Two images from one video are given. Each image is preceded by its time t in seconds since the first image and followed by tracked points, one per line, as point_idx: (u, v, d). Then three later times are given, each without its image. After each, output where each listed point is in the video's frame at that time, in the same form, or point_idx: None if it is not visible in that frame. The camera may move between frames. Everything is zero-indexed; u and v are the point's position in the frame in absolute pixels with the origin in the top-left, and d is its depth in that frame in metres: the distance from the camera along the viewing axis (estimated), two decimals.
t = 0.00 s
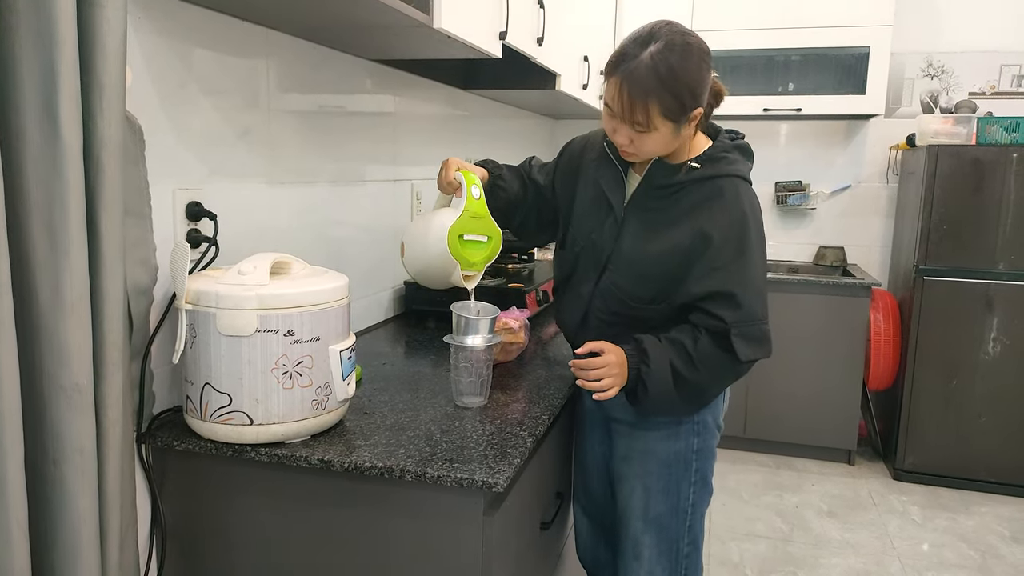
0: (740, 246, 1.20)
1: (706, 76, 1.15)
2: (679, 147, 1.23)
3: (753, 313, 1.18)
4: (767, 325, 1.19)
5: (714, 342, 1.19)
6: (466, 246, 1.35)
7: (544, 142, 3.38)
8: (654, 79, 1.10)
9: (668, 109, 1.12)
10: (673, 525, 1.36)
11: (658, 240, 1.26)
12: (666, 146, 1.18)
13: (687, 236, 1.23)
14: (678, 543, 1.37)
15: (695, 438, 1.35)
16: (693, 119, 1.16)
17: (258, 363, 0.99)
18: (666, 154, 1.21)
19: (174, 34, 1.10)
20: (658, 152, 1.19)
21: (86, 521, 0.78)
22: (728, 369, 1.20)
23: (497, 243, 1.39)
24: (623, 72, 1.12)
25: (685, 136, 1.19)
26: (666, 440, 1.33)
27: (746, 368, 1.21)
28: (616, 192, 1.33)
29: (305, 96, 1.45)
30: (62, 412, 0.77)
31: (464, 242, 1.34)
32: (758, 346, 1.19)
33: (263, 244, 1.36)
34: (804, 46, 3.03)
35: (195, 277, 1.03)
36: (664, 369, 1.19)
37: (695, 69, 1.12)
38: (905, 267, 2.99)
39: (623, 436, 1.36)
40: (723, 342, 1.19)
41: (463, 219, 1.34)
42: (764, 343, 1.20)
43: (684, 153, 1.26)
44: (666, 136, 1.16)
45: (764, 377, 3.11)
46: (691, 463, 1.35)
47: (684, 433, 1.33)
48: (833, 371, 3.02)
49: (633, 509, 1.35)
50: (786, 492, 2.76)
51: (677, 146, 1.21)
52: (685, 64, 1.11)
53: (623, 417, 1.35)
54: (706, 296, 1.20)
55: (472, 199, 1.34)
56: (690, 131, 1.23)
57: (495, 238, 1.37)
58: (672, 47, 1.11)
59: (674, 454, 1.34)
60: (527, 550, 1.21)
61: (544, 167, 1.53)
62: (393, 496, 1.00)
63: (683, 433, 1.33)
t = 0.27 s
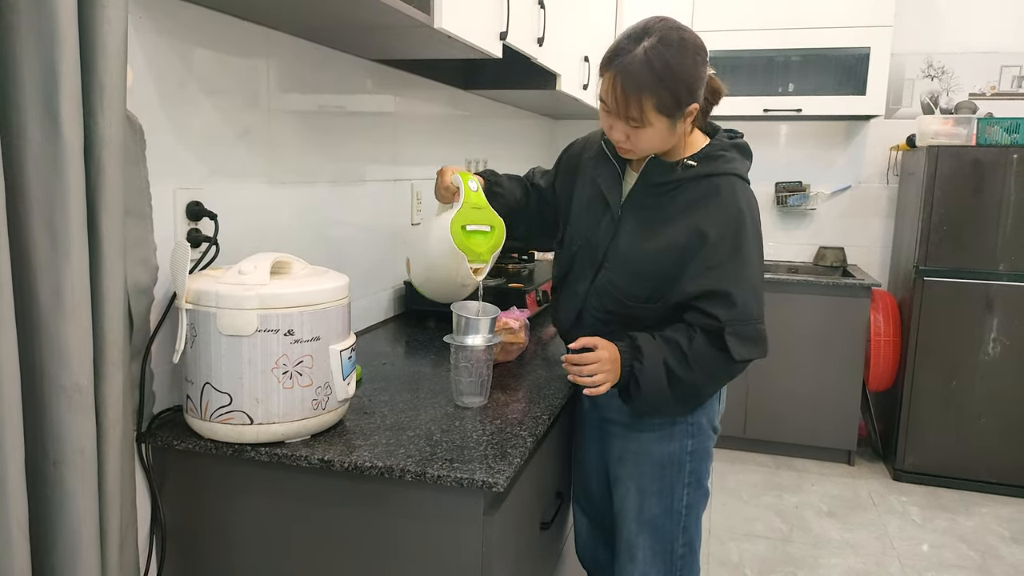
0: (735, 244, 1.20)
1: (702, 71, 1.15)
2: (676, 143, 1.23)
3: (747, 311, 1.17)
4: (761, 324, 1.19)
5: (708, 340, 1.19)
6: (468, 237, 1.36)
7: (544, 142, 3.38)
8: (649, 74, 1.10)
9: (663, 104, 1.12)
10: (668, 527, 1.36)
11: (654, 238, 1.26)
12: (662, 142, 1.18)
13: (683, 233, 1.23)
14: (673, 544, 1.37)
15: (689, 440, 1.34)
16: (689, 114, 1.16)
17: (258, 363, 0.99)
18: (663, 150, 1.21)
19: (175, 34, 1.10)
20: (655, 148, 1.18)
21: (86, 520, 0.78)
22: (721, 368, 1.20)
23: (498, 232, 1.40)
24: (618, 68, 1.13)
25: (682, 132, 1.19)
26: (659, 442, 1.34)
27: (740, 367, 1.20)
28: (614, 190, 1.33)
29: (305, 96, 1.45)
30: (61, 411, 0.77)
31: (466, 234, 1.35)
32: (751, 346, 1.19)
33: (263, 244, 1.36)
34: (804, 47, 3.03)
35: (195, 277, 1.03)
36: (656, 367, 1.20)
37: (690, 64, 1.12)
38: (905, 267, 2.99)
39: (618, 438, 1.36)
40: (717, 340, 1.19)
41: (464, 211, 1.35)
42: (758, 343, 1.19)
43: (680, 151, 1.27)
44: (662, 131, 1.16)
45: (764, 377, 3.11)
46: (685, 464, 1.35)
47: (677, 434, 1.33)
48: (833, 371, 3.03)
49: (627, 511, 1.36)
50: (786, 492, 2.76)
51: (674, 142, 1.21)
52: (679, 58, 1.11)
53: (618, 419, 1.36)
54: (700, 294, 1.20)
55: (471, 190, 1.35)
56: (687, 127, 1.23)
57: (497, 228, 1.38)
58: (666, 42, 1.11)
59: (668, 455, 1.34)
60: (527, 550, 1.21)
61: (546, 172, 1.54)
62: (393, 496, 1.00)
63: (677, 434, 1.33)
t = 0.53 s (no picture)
0: (723, 238, 1.18)
1: (690, 65, 1.15)
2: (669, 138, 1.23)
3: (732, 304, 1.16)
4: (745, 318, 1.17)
5: (691, 331, 1.18)
6: (459, 229, 1.59)
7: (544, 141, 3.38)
8: (637, 67, 1.10)
9: (651, 97, 1.12)
10: (663, 527, 1.36)
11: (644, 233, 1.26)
12: (653, 136, 1.18)
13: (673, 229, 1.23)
14: (668, 544, 1.37)
15: (684, 439, 1.34)
16: (679, 108, 1.16)
17: (258, 362, 0.99)
18: (655, 145, 1.21)
19: (175, 33, 1.10)
20: (646, 142, 1.18)
21: (86, 519, 0.78)
22: (705, 362, 1.18)
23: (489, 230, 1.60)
24: (605, 62, 1.13)
25: (673, 126, 1.19)
26: (653, 442, 1.34)
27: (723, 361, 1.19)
28: (606, 188, 1.36)
29: (305, 95, 1.45)
30: (62, 410, 0.77)
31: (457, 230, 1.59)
32: (735, 340, 1.17)
33: (263, 243, 1.36)
34: (805, 47, 3.03)
35: (195, 276, 1.03)
36: (637, 356, 1.18)
37: (677, 57, 1.12)
38: (905, 267, 2.99)
39: (613, 438, 1.37)
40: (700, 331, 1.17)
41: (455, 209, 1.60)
42: (743, 337, 1.17)
43: (670, 149, 1.28)
44: (652, 125, 1.16)
45: (764, 377, 3.11)
46: (680, 464, 1.35)
47: (671, 434, 1.34)
48: (833, 371, 3.03)
49: (622, 511, 1.36)
50: (786, 492, 2.77)
51: (666, 136, 1.21)
52: (666, 51, 1.11)
53: (613, 419, 1.36)
54: (687, 287, 1.19)
55: (461, 194, 1.61)
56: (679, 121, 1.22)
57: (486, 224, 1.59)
58: (653, 35, 1.11)
59: (662, 455, 1.34)
60: (527, 550, 1.21)
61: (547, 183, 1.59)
62: (392, 495, 1.00)
63: (671, 434, 1.34)
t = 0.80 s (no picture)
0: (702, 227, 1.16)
1: (675, 59, 1.15)
2: (661, 134, 1.22)
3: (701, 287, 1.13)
4: (717, 307, 1.13)
5: (660, 312, 1.16)
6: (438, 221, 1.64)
7: (545, 142, 3.38)
8: (620, 62, 1.11)
9: (635, 91, 1.12)
10: (661, 526, 1.36)
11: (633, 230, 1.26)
12: (642, 131, 1.17)
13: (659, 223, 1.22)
14: (666, 543, 1.36)
15: (681, 439, 1.34)
16: (666, 102, 1.15)
17: (259, 362, 0.99)
18: (646, 141, 1.21)
19: (176, 33, 1.10)
20: (636, 138, 1.18)
21: (87, 517, 0.79)
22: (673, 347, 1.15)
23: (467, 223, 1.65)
24: (589, 58, 1.14)
25: (662, 121, 1.18)
26: (650, 442, 1.34)
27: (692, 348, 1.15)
28: (599, 188, 1.36)
29: (305, 95, 1.45)
30: (63, 409, 0.77)
31: (437, 220, 1.63)
32: (704, 327, 1.14)
33: (263, 243, 1.36)
34: (805, 48, 3.04)
35: (196, 275, 1.03)
36: (603, 327, 1.17)
37: (660, 50, 1.12)
38: (906, 267, 2.99)
39: (610, 438, 1.37)
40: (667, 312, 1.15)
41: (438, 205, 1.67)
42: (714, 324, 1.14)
43: (661, 143, 1.27)
44: (639, 120, 1.16)
45: (764, 377, 3.11)
46: (677, 463, 1.34)
47: (667, 433, 1.33)
48: (833, 371, 3.03)
49: (620, 511, 1.36)
50: (786, 492, 2.77)
51: (657, 132, 1.20)
52: (649, 45, 1.11)
53: (609, 418, 1.37)
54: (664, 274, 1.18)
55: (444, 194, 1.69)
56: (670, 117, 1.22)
57: (466, 219, 1.64)
58: (634, 30, 1.12)
59: (658, 454, 1.34)
60: (527, 550, 1.21)
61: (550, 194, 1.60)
62: (392, 494, 1.00)
63: (667, 434, 1.33)
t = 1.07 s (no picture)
0: (688, 220, 1.16)
1: (659, 54, 1.16)
2: (651, 130, 1.23)
3: (683, 275, 1.13)
4: (698, 298, 1.14)
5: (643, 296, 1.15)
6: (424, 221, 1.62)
7: (545, 143, 3.38)
8: (602, 60, 1.13)
9: (619, 87, 1.13)
10: (659, 526, 1.36)
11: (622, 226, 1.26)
12: (630, 127, 1.19)
13: (647, 220, 1.23)
14: (664, 543, 1.36)
15: (678, 439, 1.34)
16: (653, 97, 1.16)
17: (258, 362, 0.99)
18: (636, 138, 1.22)
19: (176, 33, 1.10)
20: (625, 135, 1.20)
21: (86, 517, 0.79)
22: (653, 333, 1.16)
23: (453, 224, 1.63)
24: (574, 57, 1.17)
25: (650, 117, 1.19)
26: (647, 442, 1.34)
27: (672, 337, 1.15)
28: (590, 188, 1.37)
29: (305, 95, 1.45)
30: (63, 409, 0.77)
31: (423, 220, 1.62)
32: (684, 315, 1.14)
33: (263, 244, 1.36)
34: (805, 49, 3.04)
35: (196, 276, 1.04)
36: (586, 304, 1.15)
37: (643, 46, 1.14)
38: (905, 268, 3.00)
39: (608, 438, 1.37)
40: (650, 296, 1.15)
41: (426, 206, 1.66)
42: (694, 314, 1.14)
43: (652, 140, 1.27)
44: (625, 116, 1.17)
45: (763, 378, 3.12)
46: (675, 463, 1.34)
47: (664, 433, 1.33)
48: (832, 372, 3.03)
49: (618, 511, 1.37)
50: (785, 493, 2.77)
51: (647, 128, 1.21)
52: (631, 41, 1.13)
53: (608, 419, 1.37)
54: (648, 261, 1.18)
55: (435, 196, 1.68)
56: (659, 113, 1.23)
57: (452, 220, 1.62)
58: (617, 28, 1.14)
59: (656, 454, 1.34)
60: (526, 550, 1.21)
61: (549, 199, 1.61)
62: (391, 494, 1.00)
63: (664, 433, 1.33)
